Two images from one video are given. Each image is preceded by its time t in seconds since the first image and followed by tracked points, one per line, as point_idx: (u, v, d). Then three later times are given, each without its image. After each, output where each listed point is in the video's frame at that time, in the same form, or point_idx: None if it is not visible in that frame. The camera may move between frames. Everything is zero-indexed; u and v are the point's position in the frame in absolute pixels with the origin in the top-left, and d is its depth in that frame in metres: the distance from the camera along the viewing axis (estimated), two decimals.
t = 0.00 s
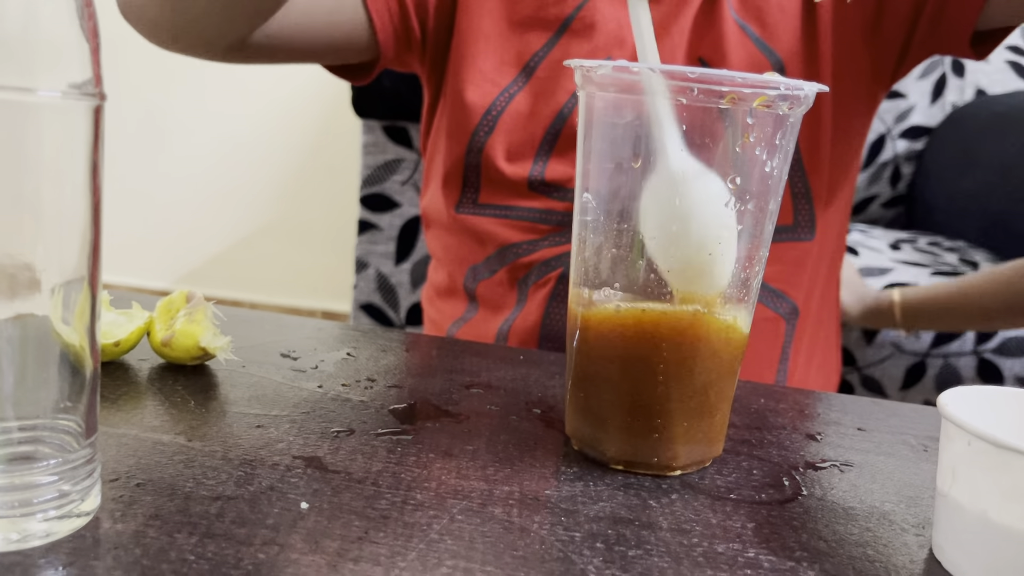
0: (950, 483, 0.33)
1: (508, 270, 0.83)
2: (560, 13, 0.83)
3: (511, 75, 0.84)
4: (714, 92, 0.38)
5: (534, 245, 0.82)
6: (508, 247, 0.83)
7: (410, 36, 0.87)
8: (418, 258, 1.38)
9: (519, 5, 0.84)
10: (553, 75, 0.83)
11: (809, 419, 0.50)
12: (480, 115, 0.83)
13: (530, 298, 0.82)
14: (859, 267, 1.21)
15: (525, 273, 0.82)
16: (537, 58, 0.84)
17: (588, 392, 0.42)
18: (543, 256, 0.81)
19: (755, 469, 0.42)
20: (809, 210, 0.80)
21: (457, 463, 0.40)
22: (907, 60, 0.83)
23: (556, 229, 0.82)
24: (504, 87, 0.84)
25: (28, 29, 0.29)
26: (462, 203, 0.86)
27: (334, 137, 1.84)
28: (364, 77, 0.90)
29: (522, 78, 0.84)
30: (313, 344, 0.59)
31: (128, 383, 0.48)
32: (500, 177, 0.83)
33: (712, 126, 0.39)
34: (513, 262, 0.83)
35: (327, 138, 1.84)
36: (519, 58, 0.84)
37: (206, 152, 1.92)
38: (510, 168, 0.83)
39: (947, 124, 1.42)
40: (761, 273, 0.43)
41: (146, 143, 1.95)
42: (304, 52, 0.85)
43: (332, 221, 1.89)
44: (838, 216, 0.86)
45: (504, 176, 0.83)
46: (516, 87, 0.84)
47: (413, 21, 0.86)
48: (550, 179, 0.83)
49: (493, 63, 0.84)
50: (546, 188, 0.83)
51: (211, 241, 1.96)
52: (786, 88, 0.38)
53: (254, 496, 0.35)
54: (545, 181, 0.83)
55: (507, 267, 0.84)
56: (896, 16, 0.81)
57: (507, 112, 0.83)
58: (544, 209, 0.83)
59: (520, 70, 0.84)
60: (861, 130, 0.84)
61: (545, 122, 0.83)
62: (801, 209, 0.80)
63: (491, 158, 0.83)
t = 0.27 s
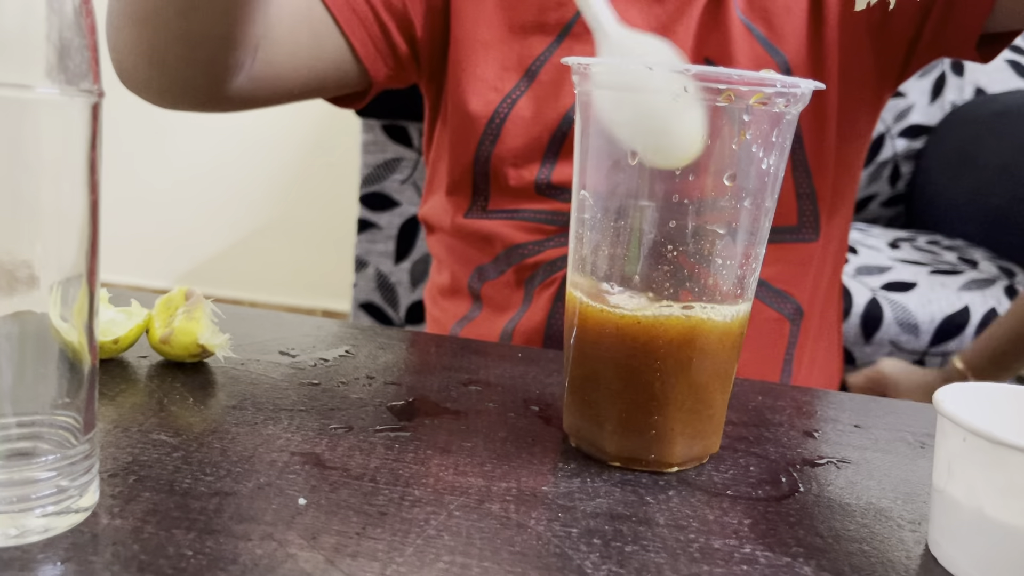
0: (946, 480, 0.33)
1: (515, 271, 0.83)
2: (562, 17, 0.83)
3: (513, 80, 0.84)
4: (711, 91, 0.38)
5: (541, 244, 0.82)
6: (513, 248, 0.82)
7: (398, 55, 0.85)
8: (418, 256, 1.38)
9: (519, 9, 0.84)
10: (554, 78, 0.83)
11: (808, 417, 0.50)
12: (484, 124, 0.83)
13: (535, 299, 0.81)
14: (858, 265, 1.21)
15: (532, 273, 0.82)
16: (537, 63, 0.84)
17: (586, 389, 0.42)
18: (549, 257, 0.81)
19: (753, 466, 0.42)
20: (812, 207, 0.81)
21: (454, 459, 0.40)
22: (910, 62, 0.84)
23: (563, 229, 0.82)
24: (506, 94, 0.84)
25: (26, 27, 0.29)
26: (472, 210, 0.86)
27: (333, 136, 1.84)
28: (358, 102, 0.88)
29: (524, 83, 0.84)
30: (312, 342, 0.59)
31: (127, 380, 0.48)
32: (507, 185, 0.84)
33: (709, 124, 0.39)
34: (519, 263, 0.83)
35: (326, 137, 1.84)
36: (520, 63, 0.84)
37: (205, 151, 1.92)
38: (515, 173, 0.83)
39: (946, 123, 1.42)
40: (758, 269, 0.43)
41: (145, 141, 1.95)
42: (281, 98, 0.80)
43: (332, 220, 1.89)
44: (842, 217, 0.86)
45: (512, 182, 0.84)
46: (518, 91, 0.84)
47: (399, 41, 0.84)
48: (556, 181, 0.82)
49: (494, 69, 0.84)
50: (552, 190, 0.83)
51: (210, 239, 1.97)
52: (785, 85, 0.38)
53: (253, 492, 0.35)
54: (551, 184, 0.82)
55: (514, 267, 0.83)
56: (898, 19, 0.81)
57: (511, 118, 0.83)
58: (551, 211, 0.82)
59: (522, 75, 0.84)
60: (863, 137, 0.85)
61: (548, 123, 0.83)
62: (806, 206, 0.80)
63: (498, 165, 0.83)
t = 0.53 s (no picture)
0: (944, 478, 0.33)
1: (514, 269, 0.83)
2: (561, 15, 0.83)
3: (513, 79, 0.84)
4: (709, 91, 0.38)
5: (540, 243, 0.82)
6: (512, 247, 0.82)
7: (392, 63, 0.85)
8: (418, 256, 1.38)
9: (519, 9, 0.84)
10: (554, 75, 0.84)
11: (807, 416, 0.50)
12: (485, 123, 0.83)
13: (534, 297, 0.81)
14: (858, 264, 1.21)
15: (531, 272, 0.82)
16: (537, 61, 0.84)
17: (585, 388, 0.42)
18: (548, 256, 0.81)
19: (752, 465, 0.42)
20: (813, 208, 0.81)
21: (453, 458, 0.40)
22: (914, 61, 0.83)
23: (563, 228, 0.81)
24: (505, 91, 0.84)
25: (26, 26, 0.29)
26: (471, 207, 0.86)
27: (333, 136, 1.83)
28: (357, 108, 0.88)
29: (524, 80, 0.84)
30: (312, 341, 0.59)
31: (127, 378, 0.48)
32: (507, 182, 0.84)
33: (708, 123, 0.39)
34: (519, 262, 0.82)
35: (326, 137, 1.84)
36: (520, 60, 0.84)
37: (205, 151, 1.92)
38: (515, 172, 0.83)
39: (947, 122, 1.42)
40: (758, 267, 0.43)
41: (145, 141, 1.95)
42: (276, 112, 0.82)
43: (332, 220, 1.89)
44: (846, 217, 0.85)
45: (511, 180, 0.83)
46: (517, 91, 0.84)
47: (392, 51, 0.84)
48: (555, 180, 0.82)
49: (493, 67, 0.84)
50: (551, 188, 0.83)
51: (211, 239, 1.97)
52: (784, 84, 0.38)
53: (252, 491, 0.35)
54: (550, 182, 0.82)
55: (512, 266, 0.83)
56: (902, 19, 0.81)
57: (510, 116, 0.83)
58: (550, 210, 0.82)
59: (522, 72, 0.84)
60: (866, 137, 0.84)
61: (548, 121, 0.83)
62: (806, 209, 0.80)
63: (499, 165, 0.83)
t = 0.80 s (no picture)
0: (945, 478, 0.33)
1: (517, 269, 0.82)
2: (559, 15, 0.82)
3: (512, 81, 0.83)
4: (709, 91, 0.38)
5: (544, 243, 0.81)
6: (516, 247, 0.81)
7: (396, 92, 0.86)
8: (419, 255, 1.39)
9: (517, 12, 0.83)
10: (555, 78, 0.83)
11: (808, 416, 0.50)
12: (486, 126, 0.83)
13: (539, 297, 0.81)
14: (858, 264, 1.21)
15: (535, 272, 0.81)
16: (536, 62, 0.83)
17: (585, 389, 0.42)
18: (553, 256, 0.80)
19: (752, 465, 0.42)
20: (819, 212, 0.80)
21: (453, 458, 0.40)
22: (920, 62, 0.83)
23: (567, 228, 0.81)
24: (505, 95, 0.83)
25: (25, 27, 0.29)
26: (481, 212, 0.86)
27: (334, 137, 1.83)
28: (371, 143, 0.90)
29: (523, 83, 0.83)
30: (313, 341, 0.59)
31: (127, 379, 0.48)
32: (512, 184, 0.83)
33: (709, 124, 0.39)
34: (522, 261, 0.81)
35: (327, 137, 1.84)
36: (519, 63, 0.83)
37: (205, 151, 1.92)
38: (520, 174, 0.83)
39: (948, 121, 1.42)
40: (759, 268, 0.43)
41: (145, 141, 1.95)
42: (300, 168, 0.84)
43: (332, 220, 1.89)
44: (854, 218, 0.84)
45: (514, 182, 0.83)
46: (517, 93, 0.83)
47: (391, 76, 0.84)
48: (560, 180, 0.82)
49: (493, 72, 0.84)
50: (556, 189, 0.82)
51: (211, 239, 1.97)
52: (785, 85, 0.38)
53: (252, 492, 0.35)
54: (555, 183, 0.82)
55: (516, 264, 0.82)
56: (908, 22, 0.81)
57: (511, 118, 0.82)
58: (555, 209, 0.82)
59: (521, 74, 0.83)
60: (871, 138, 0.84)
61: (549, 122, 0.82)
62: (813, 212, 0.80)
63: (503, 169, 0.83)
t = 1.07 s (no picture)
0: (948, 479, 0.33)
1: (523, 266, 0.81)
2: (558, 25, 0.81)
3: (512, 83, 0.83)
4: (711, 92, 0.38)
5: (549, 241, 0.80)
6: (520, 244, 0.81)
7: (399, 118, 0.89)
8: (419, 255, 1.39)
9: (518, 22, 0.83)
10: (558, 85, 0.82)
11: (810, 417, 0.50)
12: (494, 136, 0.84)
13: (543, 294, 0.80)
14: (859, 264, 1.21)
15: (540, 270, 0.80)
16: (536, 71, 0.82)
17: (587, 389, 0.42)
18: (554, 255, 0.79)
19: (755, 466, 0.42)
20: (824, 214, 0.79)
21: (455, 459, 0.40)
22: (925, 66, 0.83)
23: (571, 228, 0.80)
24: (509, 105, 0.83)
25: (28, 28, 0.29)
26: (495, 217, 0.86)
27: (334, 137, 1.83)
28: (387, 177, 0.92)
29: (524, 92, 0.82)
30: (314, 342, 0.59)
31: (129, 379, 0.48)
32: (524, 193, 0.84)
33: (711, 125, 0.39)
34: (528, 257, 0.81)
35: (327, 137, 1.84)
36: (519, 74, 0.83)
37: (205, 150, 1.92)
38: (532, 185, 0.84)
39: (949, 121, 1.42)
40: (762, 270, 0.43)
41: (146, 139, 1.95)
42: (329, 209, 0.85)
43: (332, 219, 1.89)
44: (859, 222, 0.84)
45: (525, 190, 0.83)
46: (519, 104, 0.83)
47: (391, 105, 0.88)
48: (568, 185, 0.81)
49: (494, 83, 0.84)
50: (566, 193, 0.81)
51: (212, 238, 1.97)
52: (786, 85, 0.38)
53: (254, 493, 0.35)
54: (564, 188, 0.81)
55: (522, 262, 0.81)
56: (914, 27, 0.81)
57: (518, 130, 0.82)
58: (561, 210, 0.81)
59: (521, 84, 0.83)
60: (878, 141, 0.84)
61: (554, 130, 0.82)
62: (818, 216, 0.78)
63: (516, 182, 0.84)
